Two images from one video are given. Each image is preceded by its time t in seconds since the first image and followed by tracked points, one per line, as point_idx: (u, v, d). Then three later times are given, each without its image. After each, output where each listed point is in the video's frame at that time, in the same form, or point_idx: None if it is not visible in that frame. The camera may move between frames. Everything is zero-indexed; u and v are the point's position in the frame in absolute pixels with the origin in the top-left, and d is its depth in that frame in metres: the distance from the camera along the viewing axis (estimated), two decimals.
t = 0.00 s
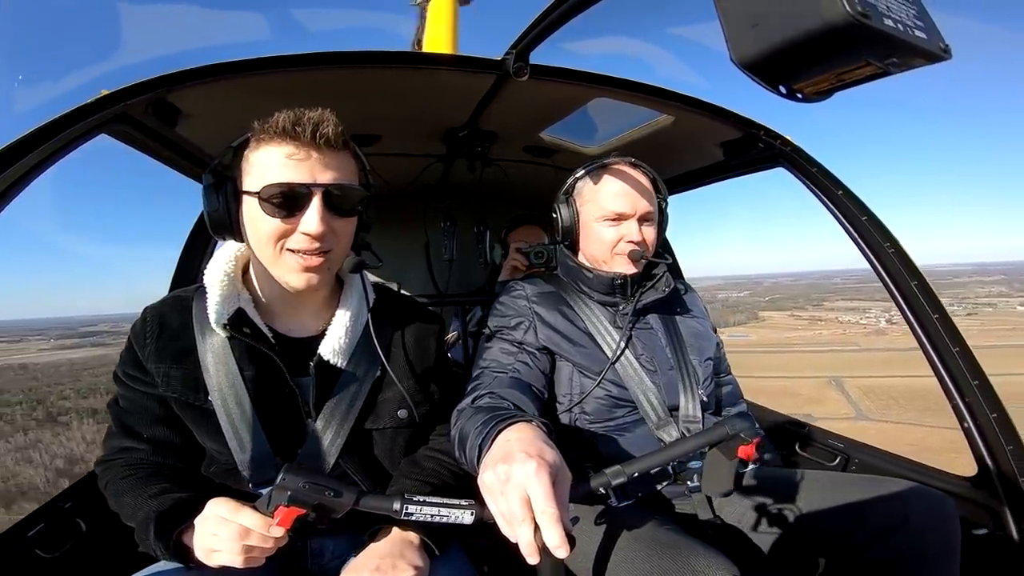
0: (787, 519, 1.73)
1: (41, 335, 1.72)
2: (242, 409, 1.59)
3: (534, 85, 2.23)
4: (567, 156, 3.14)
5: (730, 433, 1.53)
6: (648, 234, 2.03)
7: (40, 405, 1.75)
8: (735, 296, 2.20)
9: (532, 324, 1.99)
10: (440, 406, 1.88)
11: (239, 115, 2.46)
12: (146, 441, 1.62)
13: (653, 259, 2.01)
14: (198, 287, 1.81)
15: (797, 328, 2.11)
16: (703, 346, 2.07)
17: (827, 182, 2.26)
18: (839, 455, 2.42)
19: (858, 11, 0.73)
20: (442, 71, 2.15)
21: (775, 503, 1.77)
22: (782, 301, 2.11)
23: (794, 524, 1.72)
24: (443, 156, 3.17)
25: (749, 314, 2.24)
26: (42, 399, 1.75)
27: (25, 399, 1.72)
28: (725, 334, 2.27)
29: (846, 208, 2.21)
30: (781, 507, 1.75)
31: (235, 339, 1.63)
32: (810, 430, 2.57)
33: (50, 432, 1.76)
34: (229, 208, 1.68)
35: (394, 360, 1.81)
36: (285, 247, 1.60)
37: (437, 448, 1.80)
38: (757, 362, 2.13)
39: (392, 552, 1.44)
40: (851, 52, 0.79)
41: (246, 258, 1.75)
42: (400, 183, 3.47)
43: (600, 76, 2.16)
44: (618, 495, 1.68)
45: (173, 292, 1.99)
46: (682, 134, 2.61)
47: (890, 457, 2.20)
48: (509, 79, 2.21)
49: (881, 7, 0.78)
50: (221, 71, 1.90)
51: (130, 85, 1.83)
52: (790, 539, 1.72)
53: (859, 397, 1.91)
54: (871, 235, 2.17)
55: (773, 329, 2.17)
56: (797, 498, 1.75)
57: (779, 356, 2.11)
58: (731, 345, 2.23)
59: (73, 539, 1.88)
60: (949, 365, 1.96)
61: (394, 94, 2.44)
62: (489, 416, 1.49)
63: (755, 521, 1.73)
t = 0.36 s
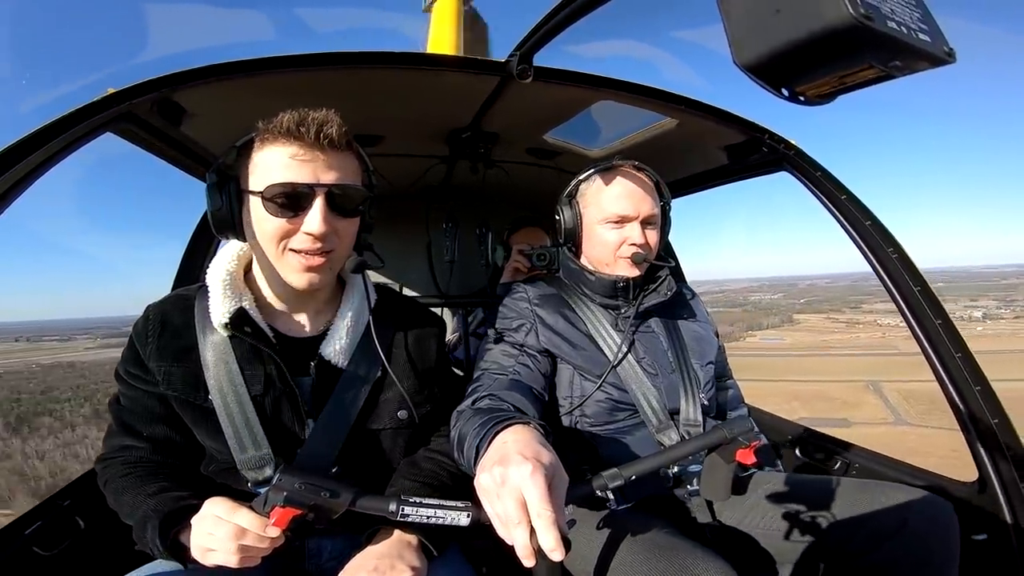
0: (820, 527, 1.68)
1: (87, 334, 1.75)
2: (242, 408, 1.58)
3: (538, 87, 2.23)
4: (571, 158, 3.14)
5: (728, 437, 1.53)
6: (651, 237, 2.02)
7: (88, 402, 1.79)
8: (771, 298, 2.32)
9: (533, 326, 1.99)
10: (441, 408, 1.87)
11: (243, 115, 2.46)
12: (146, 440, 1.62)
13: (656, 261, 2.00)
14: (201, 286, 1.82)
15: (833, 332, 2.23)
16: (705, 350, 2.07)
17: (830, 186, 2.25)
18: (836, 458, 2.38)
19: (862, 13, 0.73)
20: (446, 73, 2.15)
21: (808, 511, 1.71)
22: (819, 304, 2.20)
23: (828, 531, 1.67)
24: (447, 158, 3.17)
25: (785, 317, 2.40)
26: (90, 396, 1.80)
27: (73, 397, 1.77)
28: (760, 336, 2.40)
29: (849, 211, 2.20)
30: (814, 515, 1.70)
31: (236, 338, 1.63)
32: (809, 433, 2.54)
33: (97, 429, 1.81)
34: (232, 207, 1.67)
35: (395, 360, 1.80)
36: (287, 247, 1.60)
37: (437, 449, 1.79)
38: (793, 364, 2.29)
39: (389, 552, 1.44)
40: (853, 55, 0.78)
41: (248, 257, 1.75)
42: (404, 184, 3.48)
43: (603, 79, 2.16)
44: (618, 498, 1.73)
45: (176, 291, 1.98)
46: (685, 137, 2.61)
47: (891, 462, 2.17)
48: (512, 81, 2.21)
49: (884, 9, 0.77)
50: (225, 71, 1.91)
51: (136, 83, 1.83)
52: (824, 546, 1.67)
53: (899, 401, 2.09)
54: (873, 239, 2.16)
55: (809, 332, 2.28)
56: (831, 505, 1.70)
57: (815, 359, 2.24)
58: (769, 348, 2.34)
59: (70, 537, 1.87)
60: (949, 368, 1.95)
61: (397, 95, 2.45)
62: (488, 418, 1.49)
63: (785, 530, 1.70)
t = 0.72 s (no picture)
0: (867, 533, 1.59)
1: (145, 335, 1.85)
2: (250, 408, 1.59)
3: (549, 90, 2.23)
4: (581, 161, 3.13)
5: (738, 442, 1.51)
6: (663, 240, 2.00)
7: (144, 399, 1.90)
8: (818, 298, 2.09)
9: (542, 329, 1.98)
10: (449, 410, 1.87)
11: (256, 117, 2.48)
12: (156, 438, 1.63)
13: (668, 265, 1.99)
14: (213, 286, 1.83)
15: (884, 332, 2.13)
16: (715, 356, 2.05)
17: (844, 192, 2.23)
18: (847, 463, 2.32)
19: (879, 18, 0.72)
20: (456, 75, 2.15)
21: (856, 517, 1.63)
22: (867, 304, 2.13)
23: (875, 537, 1.57)
24: (457, 160, 3.18)
25: (832, 317, 2.18)
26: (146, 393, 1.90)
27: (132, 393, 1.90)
28: (807, 336, 2.18)
29: (863, 216, 2.18)
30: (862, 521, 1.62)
31: (246, 337, 1.64)
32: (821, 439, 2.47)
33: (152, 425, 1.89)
34: (244, 209, 1.67)
35: (404, 361, 1.80)
36: (298, 248, 1.60)
37: (443, 451, 1.80)
38: (839, 365, 2.07)
39: (395, 554, 1.44)
40: (869, 58, 0.77)
41: (259, 258, 1.76)
42: (416, 186, 3.48)
43: (614, 82, 2.15)
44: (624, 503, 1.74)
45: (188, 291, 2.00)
46: (697, 140, 2.59)
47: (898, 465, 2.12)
48: (523, 84, 2.21)
49: (902, 14, 0.76)
50: (239, 74, 1.92)
51: (154, 84, 1.84)
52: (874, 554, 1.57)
53: (954, 405, 1.93)
54: (888, 245, 2.14)
55: (858, 332, 2.12)
56: (880, 512, 1.63)
57: (864, 359, 2.04)
58: (817, 349, 2.12)
59: (79, 534, 1.88)
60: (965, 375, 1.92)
61: (408, 97, 2.45)
62: (494, 420, 1.48)
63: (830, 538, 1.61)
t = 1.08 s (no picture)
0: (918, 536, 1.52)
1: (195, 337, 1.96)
2: (262, 407, 1.60)
3: (558, 92, 2.23)
4: (592, 162, 3.12)
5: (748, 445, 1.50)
6: (672, 241, 2.00)
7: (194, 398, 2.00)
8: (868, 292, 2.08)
9: (552, 331, 1.98)
10: (459, 411, 1.87)
11: (267, 119, 2.50)
12: (169, 437, 1.64)
13: (679, 266, 1.98)
14: (226, 287, 1.84)
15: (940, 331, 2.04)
16: (726, 358, 2.04)
17: (859, 194, 2.21)
18: (863, 469, 2.25)
19: (891, 18, 0.71)
20: (465, 76, 2.15)
21: (908, 521, 1.56)
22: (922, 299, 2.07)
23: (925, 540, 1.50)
24: (468, 162, 3.18)
25: (882, 315, 2.12)
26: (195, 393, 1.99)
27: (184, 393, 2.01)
28: (856, 334, 2.01)
29: (878, 218, 2.16)
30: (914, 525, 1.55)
31: (258, 338, 1.65)
32: (833, 444, 2.39)
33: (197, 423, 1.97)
34: (256, 211, 1.69)
35: (414, 362, 1.80)
36: (309, 250, 1.62)
37: (452, 453, 1.80)
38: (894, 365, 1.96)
39: (403, 555, 1.45)
40: (881, 58, 0.76)
41: (272, 259, 1.77)
42: (426, 187, 3.49)
43: (624, 83, 2.14)
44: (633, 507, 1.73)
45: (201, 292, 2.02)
46: (708, 141, 2.57)
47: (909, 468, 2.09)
48: (533, 86, 2.21)
49: (915, 13, 0.75)
50: (251, 77, 1.94)
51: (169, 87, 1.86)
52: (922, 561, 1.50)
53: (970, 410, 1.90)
54: (904, 248, 2.11)
55: (911, 330, 2.06)
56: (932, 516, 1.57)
57: (919, 358, 1.99)
58: (865, 347, 1.98)
59: (92, 533, 1.90)
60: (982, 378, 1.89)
61: (418, 99, 2.46)
62: (503, 422, 1.48)
63: (879, 543, 1.53)
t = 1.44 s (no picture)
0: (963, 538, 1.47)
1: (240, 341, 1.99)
2: (270, 408, 1.61)
3: (564, 92, 2.23)
4: (599, 163, 3.12)
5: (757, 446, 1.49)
6: (677, 241, 1.98)
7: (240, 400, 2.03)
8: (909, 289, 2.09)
9: (559, 332, 1.97)
10: (466, 412, 1.87)
11: (276, 122, 2.52)
12: (178, 438, 1.66)
13: (684, 266, 1.97)
14: (235, 288, 1.85)
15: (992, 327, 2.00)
16: (734, 359, 2.03)
17: (869, 194, 2.19)
18: (874, 471, 2.19)
19: (902, 18, 0.71)
20: (472, 78, 2.15)
21: (956, 522, 1.51)
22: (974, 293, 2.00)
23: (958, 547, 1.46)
24: (475, 163, 3.19)
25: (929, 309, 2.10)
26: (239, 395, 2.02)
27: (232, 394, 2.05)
28: (897, 331, 2.03)
29: (889, 218, 2.14)
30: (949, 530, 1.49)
31: (266, 338, 1.65)
32: (845, 444, 2.32)
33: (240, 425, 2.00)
34: (262, 213, 1.70)
35: (420, 363, 1.80)
36: (315, 252, 1.63)
37: (459, 453, 1.80)
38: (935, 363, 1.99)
39: (411, 554, 1.46)
40: (891, 58, 0.75)
41: (279, 260, 1.78)
42: (434, 189, 3.50)
43: (631, 84, 2.14)
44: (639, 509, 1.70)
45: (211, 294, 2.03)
46: (716, 141, 2.56)
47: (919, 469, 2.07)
48: (539, 87, 2.22)
49: (925, 13, 0.75)
50: (259, 79, 1.95)
51: (179, 89, 1.88)
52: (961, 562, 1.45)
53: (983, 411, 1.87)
54: (915, 249, 2.10)
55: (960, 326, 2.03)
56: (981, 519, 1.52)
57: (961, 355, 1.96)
58: (909, 343, 2.01)
59: (102, 532, 1.92)
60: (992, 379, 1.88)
61: (426, 101, 2.47)
62: (509, 423, 1.48)
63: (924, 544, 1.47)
